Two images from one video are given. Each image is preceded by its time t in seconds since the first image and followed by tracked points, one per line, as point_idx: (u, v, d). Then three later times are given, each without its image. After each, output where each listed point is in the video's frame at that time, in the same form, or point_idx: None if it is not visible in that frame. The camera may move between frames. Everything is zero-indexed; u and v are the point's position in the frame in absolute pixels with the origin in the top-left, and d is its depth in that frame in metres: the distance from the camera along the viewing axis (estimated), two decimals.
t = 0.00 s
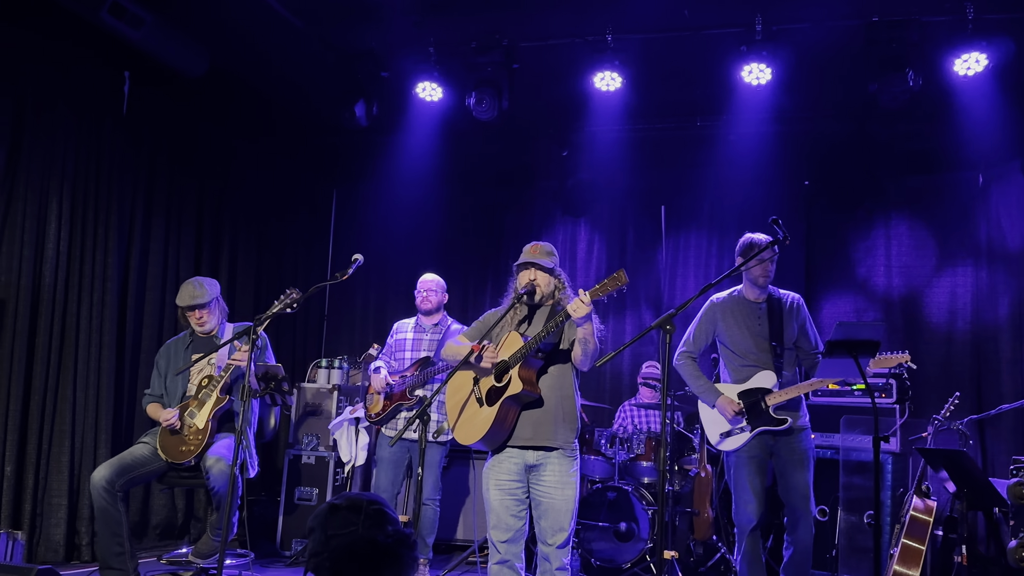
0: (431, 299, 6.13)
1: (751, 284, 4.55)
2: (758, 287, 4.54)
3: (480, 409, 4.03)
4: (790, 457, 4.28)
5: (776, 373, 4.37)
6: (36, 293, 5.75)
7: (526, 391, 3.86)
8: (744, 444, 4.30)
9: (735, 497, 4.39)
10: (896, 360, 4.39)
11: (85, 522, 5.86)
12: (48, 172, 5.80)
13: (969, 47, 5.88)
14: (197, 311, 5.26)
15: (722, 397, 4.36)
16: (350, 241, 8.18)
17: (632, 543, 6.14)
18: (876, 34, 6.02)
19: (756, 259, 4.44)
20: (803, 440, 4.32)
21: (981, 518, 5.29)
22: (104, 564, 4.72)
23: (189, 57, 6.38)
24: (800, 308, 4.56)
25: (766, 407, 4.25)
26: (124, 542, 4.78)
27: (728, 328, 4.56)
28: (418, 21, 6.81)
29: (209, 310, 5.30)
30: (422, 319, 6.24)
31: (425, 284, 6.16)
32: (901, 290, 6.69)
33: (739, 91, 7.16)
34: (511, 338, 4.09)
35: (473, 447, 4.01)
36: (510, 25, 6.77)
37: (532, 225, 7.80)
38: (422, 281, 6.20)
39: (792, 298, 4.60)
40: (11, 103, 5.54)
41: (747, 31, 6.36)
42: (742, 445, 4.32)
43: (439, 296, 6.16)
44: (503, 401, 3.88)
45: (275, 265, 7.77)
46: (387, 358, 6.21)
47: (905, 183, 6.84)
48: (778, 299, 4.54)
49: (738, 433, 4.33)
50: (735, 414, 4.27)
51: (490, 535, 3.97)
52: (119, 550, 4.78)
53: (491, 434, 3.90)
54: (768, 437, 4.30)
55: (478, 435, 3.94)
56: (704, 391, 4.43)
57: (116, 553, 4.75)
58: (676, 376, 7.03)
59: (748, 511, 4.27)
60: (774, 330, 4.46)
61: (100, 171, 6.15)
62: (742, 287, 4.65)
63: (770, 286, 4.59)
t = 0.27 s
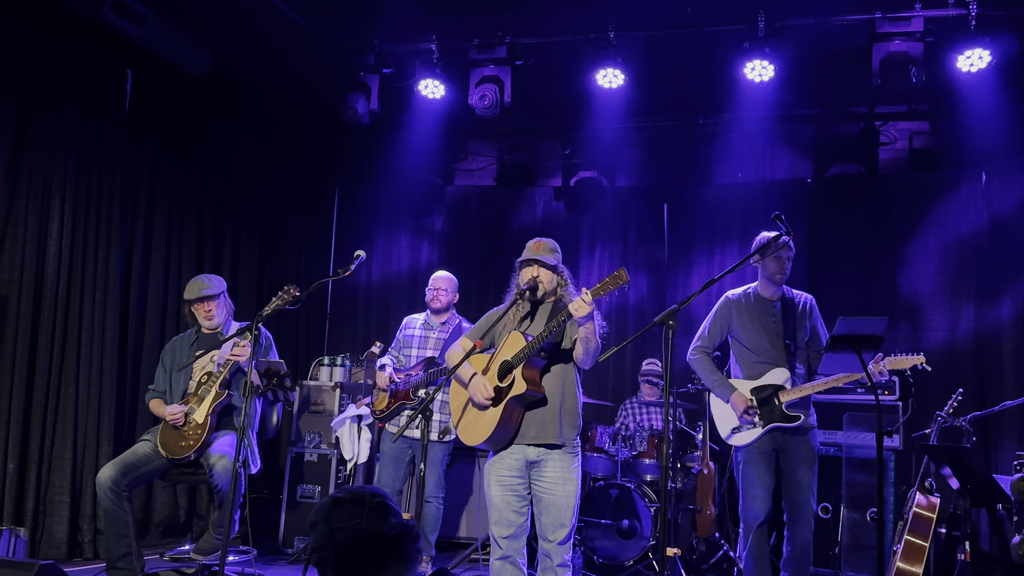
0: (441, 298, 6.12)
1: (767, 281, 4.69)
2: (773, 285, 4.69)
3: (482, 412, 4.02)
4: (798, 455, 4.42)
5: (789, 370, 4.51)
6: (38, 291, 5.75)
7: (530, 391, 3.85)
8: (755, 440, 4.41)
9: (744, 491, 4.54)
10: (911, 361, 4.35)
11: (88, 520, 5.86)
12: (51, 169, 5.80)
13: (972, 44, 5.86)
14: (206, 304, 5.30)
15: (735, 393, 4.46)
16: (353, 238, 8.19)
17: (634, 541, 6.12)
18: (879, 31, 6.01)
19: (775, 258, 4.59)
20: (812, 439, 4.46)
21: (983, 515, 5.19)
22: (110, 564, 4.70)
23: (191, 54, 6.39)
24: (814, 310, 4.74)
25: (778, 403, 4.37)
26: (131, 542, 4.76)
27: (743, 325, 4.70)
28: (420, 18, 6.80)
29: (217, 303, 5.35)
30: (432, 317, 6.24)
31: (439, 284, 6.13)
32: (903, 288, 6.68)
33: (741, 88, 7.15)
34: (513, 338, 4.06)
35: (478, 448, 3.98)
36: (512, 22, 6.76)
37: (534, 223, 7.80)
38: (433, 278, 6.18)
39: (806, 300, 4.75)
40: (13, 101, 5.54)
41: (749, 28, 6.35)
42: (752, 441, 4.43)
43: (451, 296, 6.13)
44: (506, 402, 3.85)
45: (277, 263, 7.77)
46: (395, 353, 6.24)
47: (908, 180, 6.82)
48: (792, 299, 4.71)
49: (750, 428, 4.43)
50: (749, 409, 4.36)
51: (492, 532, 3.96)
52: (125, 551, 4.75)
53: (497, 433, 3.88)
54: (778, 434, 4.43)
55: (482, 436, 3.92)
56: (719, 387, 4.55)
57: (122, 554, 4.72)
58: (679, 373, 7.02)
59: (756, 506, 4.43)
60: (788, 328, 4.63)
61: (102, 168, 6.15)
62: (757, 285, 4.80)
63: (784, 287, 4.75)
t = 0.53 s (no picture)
0: (440, 296, 6.09)
1: (780, 281, 4.71)
2: (787, 286, 4.72)
3: (479, 404, 4.04)
4: (801, 453, 4.47)
5: (797, 370, 4.58)
6: (36, 287, 5.75)
7: (526, 386, 3.85)
8: (760, 436, 4.50)
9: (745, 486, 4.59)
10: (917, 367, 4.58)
11: (85, 518, 5.85)
12: (49, 166, 5.80)
13: (969, 41, 5.86)
14: (216, 293, 5.35)
15: (743, 389, 4.53)
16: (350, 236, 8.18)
17: (632, 538, 6.11)
18: (875, 29, 6.04)
19: (791, 258, 4.63)
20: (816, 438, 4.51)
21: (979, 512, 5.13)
22: (108, 562, 4.68)
23: (188, 51, 6.39)
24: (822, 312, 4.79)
25: (784, 402, 4.47)
26: (129, 539, 4.76)
27: (754, 323, 4.71)
28: (418, 16, 6.80)
29: (224, 295, 5.40)
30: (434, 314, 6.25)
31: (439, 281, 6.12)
32: (901, 286, 6.67)
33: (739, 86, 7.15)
34: (510, 333, 4.07)
35: (472, 442, 4.00)
36: (510, 20, 6.76)
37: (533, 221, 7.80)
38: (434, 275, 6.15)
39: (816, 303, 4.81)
40: (11, 98, 5.54)
41: (747, 25, 6.35)
42: (757, 437, 4.52)
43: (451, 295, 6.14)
44: (501, 396, 3.88)
45: (275, 260, 7.77)
46: (394, 349, 6.22)
47: (907, 178, 6.82)
48: (802, 302, 4.75)
49: (755, 424, 4.53)
50: (755, 406, 4.46)
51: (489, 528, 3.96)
52: (123, 548, 4.74)
53: (492, 426, 3.90)
54: (782, 433, 4.50)
55: (476, 429, 3.95)
56: (727, 382, 4.58)
57: (121, 551, 4.72)
58: (677, 371, 7.01)
59: (758, 502, 4.48)
60: (797, 329, 4.67)
61: (100, 165, 6.15)
62: (769, 286, 4.82)
63: (797, 288, 4.78)
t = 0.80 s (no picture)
0: (433, 293, 6.17)
1: (786, 282, 4.72)
2: (792, 287, 4.71)
3: (473, 409, 4.03)
4: (800, 452, 4.48)
5: (797, 370, 4.59)
6: (31, 285, 5.74)
7: (522, 387, 3.84)
8: (758, 433, 4.51)
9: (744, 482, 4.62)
10: (915, 370, 4.62)
11: (80, 517, 5.83)
12: (44, 164, 5.79)
13: (965, 39, 5.86)
14: (207, 295, 5.31)
15: (744, 387, 4.54)
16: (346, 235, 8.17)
17: (628, 537, 6.11)
18: (872, 27, 6.01)
19: (797, 260, 4.63)
20: (816, 437, 4.51)
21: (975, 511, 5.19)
22: (102, 561, 4.69)
23: (183, 49, 6.39)
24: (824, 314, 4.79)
25: (783, 401, 4.46)
26: (122, 538, 4.75)
27: (757, 323, 4.71)
28: (413, 14, 6.79)
29: (215, 295, 5.37)
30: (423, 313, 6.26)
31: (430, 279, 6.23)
32: (897, 285, 6.67)
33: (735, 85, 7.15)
34: (505, 334, 4.05)
35: (470, 444, 3.98)
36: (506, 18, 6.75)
37: (529, 219, 7.79)
38: (425, 274, 6.24)
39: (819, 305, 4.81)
40: (6, 96, 5.53)
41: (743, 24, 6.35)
42: (756, 434, 4.53)
43: (441, 291, 6.21)
44: (498, 398, 3.86)
45: (271, 259, 7.76)
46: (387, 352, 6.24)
47: (903, 177, 6.82)
48: (808, 303, 4.73)
49: (754, 422, 4.52)
50: (755, 404, 4.46)
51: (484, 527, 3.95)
52: (117, 547, 4.74)
53: (491, 428, 3.87)
54: (780, 430, 4.51)
55: (476, 432, 3.92)
56: (728, 378, 4.59)
57: (114, 549, 4.72)
58: (673, 370, 7.00)
59: (755, 498, 4.49)
60: (801, 330, 4.65)
61: (95, 163, 6.14)
62: (776, 287, 4.80)
63: (801, 289, 4.77)
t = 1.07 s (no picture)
0: (422, 291, 6.18)
1: (785, 283, 4.75)
2: (792, 287, 4.72)
3: (470, 402, 4.00)
4: (798, 450, 4.48)
5: (795, 368, 4.61)
6: (26, 284, 5.72)
7: (515, 384, 3.84)
8: (756, 431, 4.53)
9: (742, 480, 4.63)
10: (913, 368, 4.63)
11: (75, 516, 5.82)
12: (39, 163, 5.78)
13: (961, 39, 5.88)
14: (200, 297, 5.25)
15: (742, 385, 4.58)
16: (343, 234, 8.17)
17: (624, 536, 6.11)
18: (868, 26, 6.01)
19: (796, 261, 4.66)
20: (813, 435, 4.51)
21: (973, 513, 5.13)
22: (96, 560, 4.67)
23: (179, 48, 6.39)
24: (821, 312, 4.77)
25: (782, 399, 4.46)
26: (116, 537, 4.74)
27: (756, 322, 4.74)
28: (410, 14, 6.80)
29: (210, 297, 5.31)
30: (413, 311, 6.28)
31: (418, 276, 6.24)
32: (893, 284, 6.67)
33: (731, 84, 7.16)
34: (500, 330, 4.03)
35: (463, 439, 3.97)
36: (502, 17, 6.75)
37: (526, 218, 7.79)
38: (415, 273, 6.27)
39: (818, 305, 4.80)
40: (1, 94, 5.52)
41: (739, 23, 6.36)
42: (753, 432, 4.55)
43: (432, 288, 6.23)
44: (492, 394, 3.85)
45: (267, 258, 7.74)
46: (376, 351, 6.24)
47: (898, 176, 6.81)
48: (807, 303, 4.72)
49: (752, 420, 4.54)
50: (755, 401, 4.49)
51: (479, 526, 3.94)
52: (111, 546, 4.72)
53: (483, 424, 3.86)
54: (778, 428, 4.51)
55: (466, 428, 3.91)
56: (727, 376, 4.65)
57: (108, 548, 4.70)
58: (669, 369, 7.00)
59: (752, 496, 4.51)
60: (801, 329, 4.64)
61: (90, 162, 6.13)
62: (775, 287, 4.82)
63: (802, 289, 4.79)
